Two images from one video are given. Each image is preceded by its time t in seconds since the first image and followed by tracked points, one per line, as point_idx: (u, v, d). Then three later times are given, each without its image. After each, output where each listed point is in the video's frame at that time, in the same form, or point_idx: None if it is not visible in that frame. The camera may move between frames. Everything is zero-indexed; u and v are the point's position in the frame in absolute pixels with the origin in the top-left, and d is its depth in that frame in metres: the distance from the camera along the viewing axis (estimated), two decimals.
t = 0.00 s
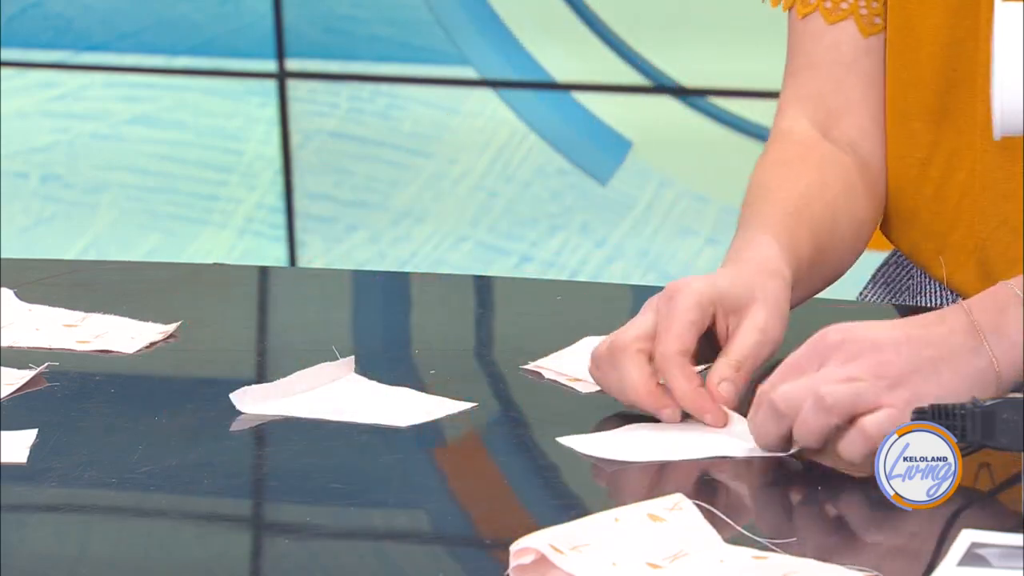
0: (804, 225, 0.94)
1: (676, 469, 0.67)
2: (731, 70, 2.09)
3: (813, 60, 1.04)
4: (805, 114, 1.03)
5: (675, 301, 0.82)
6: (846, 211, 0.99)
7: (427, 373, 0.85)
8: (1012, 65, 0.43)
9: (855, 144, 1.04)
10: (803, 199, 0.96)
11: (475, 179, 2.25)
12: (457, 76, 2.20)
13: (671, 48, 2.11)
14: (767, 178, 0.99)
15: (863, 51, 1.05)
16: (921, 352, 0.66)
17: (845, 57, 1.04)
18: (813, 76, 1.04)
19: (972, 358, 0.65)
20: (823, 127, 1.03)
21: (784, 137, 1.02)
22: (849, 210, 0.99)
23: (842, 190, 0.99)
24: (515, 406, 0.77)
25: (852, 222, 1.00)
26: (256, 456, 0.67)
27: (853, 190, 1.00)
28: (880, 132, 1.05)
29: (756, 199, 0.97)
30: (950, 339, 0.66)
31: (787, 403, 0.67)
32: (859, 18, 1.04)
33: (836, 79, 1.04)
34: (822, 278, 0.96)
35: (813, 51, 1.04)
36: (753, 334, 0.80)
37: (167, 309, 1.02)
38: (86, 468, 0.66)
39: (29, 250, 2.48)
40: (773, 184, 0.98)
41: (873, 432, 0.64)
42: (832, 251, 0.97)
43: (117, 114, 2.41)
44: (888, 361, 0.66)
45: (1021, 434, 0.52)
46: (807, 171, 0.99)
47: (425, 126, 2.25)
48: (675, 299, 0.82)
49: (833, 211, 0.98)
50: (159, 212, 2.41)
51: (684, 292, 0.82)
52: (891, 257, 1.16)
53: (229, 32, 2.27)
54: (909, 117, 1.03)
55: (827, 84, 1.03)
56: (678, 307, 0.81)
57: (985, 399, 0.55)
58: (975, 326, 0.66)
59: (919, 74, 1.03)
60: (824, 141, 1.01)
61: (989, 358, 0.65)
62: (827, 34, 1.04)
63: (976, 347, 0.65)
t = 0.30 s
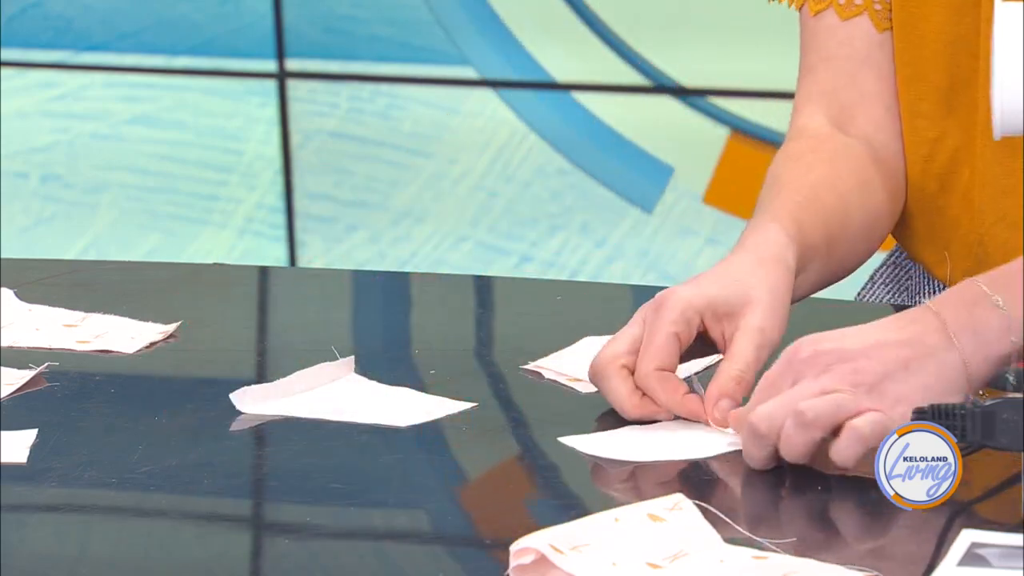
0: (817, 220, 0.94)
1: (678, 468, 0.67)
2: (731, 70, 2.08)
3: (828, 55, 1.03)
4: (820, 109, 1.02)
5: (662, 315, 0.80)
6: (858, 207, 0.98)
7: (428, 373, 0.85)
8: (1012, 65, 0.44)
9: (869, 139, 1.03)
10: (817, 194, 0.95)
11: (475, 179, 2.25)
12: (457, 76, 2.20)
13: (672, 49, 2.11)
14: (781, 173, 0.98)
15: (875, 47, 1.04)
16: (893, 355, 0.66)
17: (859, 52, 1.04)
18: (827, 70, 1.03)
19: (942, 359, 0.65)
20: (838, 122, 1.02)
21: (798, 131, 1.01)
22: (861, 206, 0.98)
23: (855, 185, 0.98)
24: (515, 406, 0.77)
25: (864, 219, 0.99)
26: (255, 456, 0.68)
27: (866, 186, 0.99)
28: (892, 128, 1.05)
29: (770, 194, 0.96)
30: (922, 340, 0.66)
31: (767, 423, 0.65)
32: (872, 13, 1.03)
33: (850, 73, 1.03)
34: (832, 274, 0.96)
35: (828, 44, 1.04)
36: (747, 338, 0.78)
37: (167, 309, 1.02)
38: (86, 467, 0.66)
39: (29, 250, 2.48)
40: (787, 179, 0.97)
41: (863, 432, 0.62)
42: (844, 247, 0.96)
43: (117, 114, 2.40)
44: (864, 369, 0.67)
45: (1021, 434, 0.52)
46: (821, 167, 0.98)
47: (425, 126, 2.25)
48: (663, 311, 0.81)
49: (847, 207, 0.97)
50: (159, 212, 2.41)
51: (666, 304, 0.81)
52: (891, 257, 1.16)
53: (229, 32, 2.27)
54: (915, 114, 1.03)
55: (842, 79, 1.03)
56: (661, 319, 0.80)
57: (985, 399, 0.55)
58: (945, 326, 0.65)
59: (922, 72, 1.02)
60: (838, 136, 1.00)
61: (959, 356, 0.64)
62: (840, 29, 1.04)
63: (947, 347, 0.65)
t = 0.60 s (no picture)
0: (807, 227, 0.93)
1: (680, 467, 0.67)
2: (731, 70, 2.08)
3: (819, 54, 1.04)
4: (811, 109, 1.02)
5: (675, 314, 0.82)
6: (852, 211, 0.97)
7: (428, 373, 0.85)
8: (1012, 66, 0.44)
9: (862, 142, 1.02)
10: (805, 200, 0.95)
11: (475, 179, 2.25)
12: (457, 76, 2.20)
13: (672, 49, 2.11)
14: (774, 178, 0.97)
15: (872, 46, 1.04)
16: (863, 345, 0.69)
17: (852, 50, 1.03)
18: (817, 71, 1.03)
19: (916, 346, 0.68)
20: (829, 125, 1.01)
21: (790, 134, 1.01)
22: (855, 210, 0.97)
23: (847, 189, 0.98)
24: (515, 406, 0.77)
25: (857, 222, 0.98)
26: (256, 455, 0.68)
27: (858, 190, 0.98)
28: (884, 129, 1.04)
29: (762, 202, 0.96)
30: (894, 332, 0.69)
31: (733, 431, 0.67)
32: (866, 11, 1.03)
33: (844, 73, 1.03)
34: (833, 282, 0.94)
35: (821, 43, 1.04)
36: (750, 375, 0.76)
37: (167, 309, 1.02)
38: (86, 467, 0.66)
39: (29, 250, 2.48)
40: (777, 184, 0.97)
41: (824, 415, 0.64)
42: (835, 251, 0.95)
43: (117, 114, 2.40)
44: (829, 358, 0.69)
45: (1021, 434, 0.52)
46: (813, 173, 0.97)
47: (425, 126, 2.25)
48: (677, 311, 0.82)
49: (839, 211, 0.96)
50: (159, 212, 2.41)
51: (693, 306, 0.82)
52: (892, 257, 1.15)
53: (229, 32, 2.27)
54: (915, 110, 1.03)
55: (834, 79, 1.03)
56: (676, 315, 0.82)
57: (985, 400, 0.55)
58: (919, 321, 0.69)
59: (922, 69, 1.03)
60: (829, 139, 1.00)
61: (933, 343, 0.68)
62: (834, 27, 1.03)
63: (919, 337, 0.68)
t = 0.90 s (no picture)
0: (858, 215, 0.94)
1: (681, 467, 0.67)
2: (731, 70, 2.08)
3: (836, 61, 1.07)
4: (838, 113, 1.04)
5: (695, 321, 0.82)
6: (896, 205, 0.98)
7: (428, 373, 0.85)
8: (1012, 65, 0.44)
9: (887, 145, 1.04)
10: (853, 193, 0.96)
11: (475, 179, 2.25)
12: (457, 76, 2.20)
13: (673, 49, 2.11)
14: (814, 177, 0.98)
15: (885, 50, 1.06)
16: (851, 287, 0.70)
17: (867, 56, 1.06)
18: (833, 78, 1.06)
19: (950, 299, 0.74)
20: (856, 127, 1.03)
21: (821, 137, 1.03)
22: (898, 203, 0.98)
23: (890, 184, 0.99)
24: (515, 405, 0.77)
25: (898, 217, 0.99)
26: (255, 456, 0.68)
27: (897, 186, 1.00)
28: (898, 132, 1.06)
29: (804, 200, 0.97)
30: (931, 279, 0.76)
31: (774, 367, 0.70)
32: (870, 14, 1.06)
33: (863, 78, 1.06)
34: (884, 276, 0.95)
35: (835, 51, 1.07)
36: (821, 341, 0.76)
37: (167, 309, 1.02)
38: (86, 467, 0.66)
39: (29, 250, 2.48)
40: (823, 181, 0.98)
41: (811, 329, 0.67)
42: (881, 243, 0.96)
43: (117, 114, 2.40)
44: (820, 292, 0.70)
45: (1021, 434, 0.53)
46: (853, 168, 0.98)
47: (425, 126, 2.25)
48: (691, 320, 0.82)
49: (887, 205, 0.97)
50: (159, 212, 2.41)
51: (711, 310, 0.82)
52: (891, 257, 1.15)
53: (229, 32, 2.27)
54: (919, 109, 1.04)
55: (854, 83, 1.05)
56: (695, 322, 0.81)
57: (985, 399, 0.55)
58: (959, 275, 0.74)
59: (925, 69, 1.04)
60: (861, 140, 1.02)
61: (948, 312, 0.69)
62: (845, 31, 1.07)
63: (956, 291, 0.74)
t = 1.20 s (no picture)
0: (878, 223, 0.96)
1: (682, 466, 0.67)
2: (731, 70, 2.09)
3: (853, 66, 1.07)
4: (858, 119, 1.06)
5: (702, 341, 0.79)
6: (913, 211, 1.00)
7: (427, 373, 0.85)
8: (1011, 65, 0.44)
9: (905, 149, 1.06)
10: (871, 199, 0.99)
11: (475, 179, 2.25)
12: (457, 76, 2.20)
13: (672, 47, 2.11)
14: (834, 184, 1.01)
15: (891, 50, 1.06)
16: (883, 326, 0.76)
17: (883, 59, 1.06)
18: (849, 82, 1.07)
19: (962, 327, 0.74)
20: (874, 133, 1.05)
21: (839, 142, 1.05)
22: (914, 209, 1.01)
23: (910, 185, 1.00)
24: (515, 405, 0.77)
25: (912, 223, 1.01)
26: (253, 455, 0.68)
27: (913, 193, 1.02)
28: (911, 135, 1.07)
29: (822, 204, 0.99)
30: (940, 313, 0.76)
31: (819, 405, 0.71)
32: (869, 19, 1.06)
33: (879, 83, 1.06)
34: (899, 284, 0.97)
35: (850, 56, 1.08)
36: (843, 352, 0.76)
37: (167, 309, 1.02)
38: (86, 467, 0.66)
39: (29, 250, 2.48)
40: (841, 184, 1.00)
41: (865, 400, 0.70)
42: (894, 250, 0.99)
43: (117, 114, 2.40)
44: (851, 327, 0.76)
45: (1019, 433, 0.54)
46: (872, 179, 1.01)
47: (425, 126, 2.25)
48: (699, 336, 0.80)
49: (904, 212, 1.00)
50: (159, 212, 2.41)
51: (717, 326, 0.81)
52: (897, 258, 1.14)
53: (229, 32, 2.27)
54: (930, 109, 1.03)
55: (870, 89, 1.06)
56: (703, 337, 0.80)
57: (984, 401, 0.57)
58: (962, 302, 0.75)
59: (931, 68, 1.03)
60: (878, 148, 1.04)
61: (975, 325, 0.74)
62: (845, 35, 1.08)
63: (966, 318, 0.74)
